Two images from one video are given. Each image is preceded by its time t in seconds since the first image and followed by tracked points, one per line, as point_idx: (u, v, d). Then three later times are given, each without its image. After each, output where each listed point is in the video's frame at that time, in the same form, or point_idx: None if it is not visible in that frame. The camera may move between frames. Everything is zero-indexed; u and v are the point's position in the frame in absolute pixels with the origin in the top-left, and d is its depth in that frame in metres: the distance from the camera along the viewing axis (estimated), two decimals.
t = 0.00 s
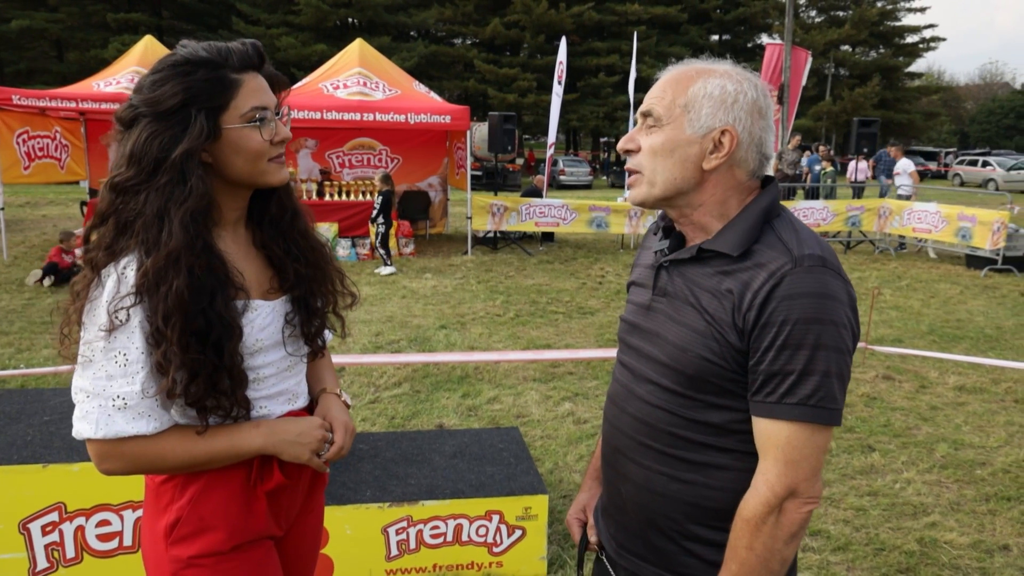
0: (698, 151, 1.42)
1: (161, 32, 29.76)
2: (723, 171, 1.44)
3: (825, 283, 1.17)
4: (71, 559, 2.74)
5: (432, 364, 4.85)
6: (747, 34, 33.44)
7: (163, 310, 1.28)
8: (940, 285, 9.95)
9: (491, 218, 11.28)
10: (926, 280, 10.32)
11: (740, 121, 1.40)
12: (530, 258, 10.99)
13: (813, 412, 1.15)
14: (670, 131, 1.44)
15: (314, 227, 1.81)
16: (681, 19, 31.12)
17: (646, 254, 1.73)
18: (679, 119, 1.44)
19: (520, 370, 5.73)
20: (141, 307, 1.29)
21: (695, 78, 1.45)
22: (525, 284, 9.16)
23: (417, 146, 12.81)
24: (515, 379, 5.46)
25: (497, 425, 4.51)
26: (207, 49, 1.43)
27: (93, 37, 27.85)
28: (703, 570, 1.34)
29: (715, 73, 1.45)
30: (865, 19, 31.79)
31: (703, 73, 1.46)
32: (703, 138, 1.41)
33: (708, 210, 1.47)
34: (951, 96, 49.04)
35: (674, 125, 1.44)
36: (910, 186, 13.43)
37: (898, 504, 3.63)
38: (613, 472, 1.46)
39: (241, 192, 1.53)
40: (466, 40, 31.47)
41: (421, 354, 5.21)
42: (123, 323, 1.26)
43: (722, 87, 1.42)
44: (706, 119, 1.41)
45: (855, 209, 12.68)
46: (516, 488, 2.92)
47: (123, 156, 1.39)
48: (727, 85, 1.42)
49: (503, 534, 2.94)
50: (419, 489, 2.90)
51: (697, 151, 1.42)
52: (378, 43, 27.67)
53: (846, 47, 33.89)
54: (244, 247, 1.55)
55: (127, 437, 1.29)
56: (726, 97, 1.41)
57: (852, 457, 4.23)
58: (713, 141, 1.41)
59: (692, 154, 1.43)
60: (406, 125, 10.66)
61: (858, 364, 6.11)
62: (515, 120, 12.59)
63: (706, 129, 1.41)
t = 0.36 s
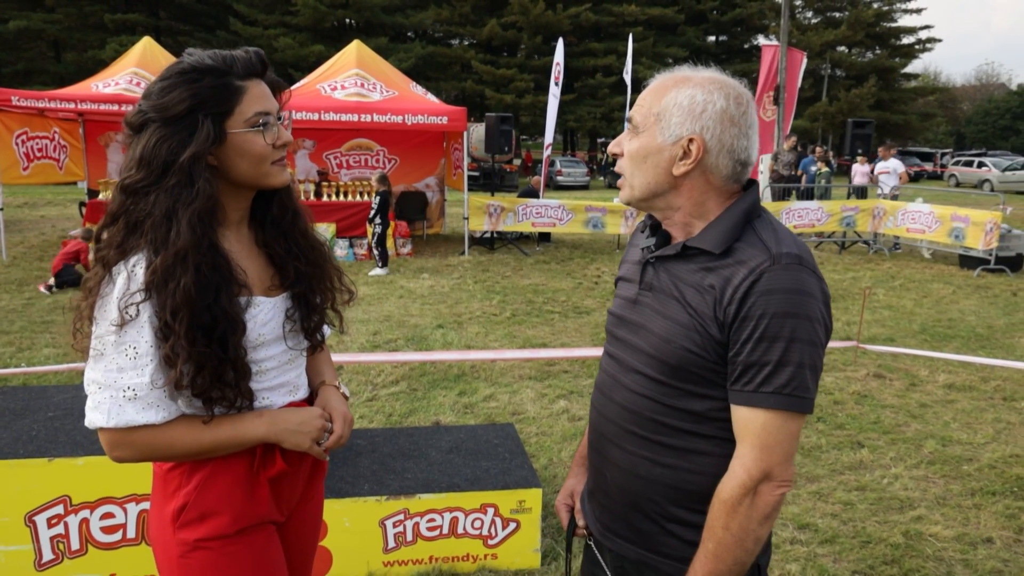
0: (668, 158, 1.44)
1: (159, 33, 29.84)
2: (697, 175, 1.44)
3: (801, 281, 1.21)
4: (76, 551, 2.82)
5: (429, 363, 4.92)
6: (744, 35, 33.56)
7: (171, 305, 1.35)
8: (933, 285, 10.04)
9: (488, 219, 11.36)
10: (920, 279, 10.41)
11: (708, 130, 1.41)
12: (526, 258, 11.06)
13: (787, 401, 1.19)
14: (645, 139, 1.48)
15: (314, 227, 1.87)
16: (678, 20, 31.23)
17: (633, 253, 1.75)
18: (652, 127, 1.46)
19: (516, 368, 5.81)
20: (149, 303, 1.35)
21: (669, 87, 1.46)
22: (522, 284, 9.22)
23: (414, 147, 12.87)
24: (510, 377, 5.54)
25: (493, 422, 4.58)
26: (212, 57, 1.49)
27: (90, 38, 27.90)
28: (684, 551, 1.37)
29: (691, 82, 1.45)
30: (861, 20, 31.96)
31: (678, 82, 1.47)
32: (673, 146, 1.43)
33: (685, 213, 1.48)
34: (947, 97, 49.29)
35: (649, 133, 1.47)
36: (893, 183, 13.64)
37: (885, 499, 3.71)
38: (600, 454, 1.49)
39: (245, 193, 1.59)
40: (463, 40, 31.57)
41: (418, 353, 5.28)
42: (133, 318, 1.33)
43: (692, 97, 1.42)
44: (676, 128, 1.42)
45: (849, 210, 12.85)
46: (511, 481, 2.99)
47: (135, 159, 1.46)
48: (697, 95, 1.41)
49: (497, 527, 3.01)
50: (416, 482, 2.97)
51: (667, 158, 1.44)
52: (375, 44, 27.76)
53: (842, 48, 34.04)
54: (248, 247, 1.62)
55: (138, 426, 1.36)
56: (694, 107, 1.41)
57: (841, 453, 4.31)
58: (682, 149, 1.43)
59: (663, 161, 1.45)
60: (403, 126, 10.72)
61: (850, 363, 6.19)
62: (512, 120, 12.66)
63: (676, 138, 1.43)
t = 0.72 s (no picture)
0: (643, 159, 1.55)
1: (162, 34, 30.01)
2: (668, 175, 1.56)
3: (758, 271, 1.33)
4: (88, 534, 2.96)
5: (428, 359, 5.04)
6: (744, 36, 33.68)
7: (183, 292, 1.47)
8: (928, 284, 10.14)
9: (488, 219, 11.50)
10: (916, 279, 10.51)
11: (679, 133, 1.53)
12: (526, 257, 11.18)
13: (744, 380, 1.31)
14: (621, 141, 1.58)
15: (314, 223, 1.99)
16: (678, 21, 31.36)
17: (609, 246, 1.86)
18: (628, 131, 1.57)
19: (514, 364, 5.93)
20: (163, 291, 1.47)
21: (643, 93, 1.58)
22: (521, 283, 9.33)
23: (415, 148, 13.00)
24: (508, 373, 5.66)
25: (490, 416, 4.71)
26: (220, 66, 1.62)
27: (93, 39, 28.06)
28: (655, 518, 1.50)
29: (662, 89, 1.57)
30: (861, 21, 32.08)
31: (651, 89, 1.58)
32: (648, 148, 1.54)
33: (658, 209, 1.60)
34: (949, 98, 49.39)
35: (624, 136, 1.58)
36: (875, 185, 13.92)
37: (869, 488, 3.82)
38: (578, 430, 1.61)
39: (250, 189, 1.72)
40: (465, 41, 31.72)
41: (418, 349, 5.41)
42: (149, 304, 1.45)
43: (665, 102, 1.53)
44: (650, 131, 1.54)
45: (846, 210, 13.00)
46: (505, 469, 3.12)
47: (150, 160, 1.58)
48: (669, 101, 1.53)
49: (492, 513, 3.13)
50: (414, 470, 3.09)
51: (642, 159, 1.55)
52: (377, 45, 27.92)
53: (843, 49, 34.15)
54: (252, 240, 1.74)
55: (154, 403, 1.48)
56: (666, 112, 1.53)
57: (828, 445, 4.43)
58: (656, 150, 1.54)
59: (638, 163, 1.56)
60: (404, 127, 10.84)
61: (842, 359, 6.31)
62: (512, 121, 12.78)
63: (650, 140, 1.54)
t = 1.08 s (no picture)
0: (641, 148, 1.67)
1: (182, 36, 30.43)
2: (662, 164, 1.69)
3: (737, 249, 1.46)
4: (121, 509, 3.14)
5: (442, 351, 5.19)
6: (761, 36, 33.66)
7: (216, 263, 1.62)
8: (940, 283, 10.17)
9: (502, 218, 11.70)
10: (928, 277, 10.55)
11: (675, 126, 1.67)
12: (540, 256, 11.32)
13: (724, 348, 1.43)
14: (619, 132, 1.69)
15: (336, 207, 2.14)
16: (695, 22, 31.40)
17: (602, 230, 1.99)
18: (626, 122, 1.68)
19: (526, 358, 6.09)
20: (198, 262, 1.63)
21: (639, 89, 1.70)
22: (535, 280, 9.47)
23: (431, 148, 13.18)
24: (520, 365, 5.81)
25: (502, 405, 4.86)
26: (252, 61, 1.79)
27: (115, 42, 28.53)
28: (646, 477, 1.63)
29: (657, 85, 1.71)
30: (879, 21, 31.97)
31: (646, 84, 1.71)
32: (645, 138, 1.67)
33: (650, 195, 1.72)
34: (970, 98, 49.04)
35: (623, 127, 1.69)
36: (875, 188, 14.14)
37: (869, 475, 3.93)
38: (576, 397, 1.75)
39: (277, 173, 1.87)
40: (481, 42, 31.91)
41: (432, 341, 5.58)
42: (186, 272, 1.61)
43: (661, 97, 1.67)
44: (648, 123, 1.66)
45: (860, 209, 13.00)
46: (514, 451, 3.26)
47: (187, 145, 1.74)
48: (666, 96, 1.67)
49: (502, 492, 3.28)
50: (427, 451, 3.25)
51: (639, 148, 1.67)
52: (394, 46, 28.17)
53: (861, 49, 34.03)
54: (279, 220, 1.89)
55: (191, 362, 1.63)
56: (664, 107, 1.66)
57: (832, 435, 4.54)
58: (653, 140, 1.67)
59: (636, 151, 1.68)
60: (420, 127, 11.01)
61: (850, 354, 6.40)
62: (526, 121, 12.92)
63: (648, 131, 1.67)
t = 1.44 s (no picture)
0: (630, 142, 1.83)
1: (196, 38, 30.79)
2: (651, 156, 1.84)
3: (720, 234, 1.63)
4: (152, 485, 3.33)
5: (454, 343, 5.38)
6: (772, 36, 33.71)
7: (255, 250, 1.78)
8: (946, 281, 10.26)
9: (512, 217, 11.89)
10: (934, 276, 10.65)
11: (661, 121, 1.82)
12: (549, 254, 11.49)
13: (710, 323, 1.59)
14: (611, 128, 1.85)
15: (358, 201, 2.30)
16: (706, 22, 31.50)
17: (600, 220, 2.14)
18: (617, 119, 1.84)
19: (534, 351, 6.27)
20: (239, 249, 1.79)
21: (628, 90, 1.86)
22: (544, 278, 9.65)
23: (442, 148, 13.38)
24: (529, 358, 5.99)
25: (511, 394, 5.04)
26: (285, 67, 1.95)
27: (130, 43, 28.90)
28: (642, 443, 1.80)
29: (643, 86, 1.87)
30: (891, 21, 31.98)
31: (634, 86, 1.87)
32: (635, 133, 1.82)
33: (641, 185, 1.87)
34: (984, 97, 48.95)
35: (614, 124, 1.85)
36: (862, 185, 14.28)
37: (866, 462, 4.07)
38: (577, 370, 1.92)
39: (307, 169, 2.03)
40: (492, 43, 32.11)
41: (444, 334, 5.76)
42: (228, 258, 1.77)
43: (647, 96, 1.82)
44: (637, 119, 1.82)
45: (868, 208, 13.10)
46: (523, 434, 3.44)
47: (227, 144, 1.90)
48: (651, 94, 1.83)
49: (511, 473, 3.45)
50: (440, 434, 3.43)
51: (630, 142, 1.83)
52: (406, 47, 28.41)
53: (872, 49, 34.04)
54: (309, 212, 2.05)
55: (232, 340, 1.78)
56: (651, 104, 1.82)
57: (831, 425, 4.69)
58: (642, 135, 1.82)
59: (626, 145, 1.83)
60: (432, 127, 11.19)
61: (853, 349, 6.54)
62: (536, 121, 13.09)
63: (637, 126, 1.82)
